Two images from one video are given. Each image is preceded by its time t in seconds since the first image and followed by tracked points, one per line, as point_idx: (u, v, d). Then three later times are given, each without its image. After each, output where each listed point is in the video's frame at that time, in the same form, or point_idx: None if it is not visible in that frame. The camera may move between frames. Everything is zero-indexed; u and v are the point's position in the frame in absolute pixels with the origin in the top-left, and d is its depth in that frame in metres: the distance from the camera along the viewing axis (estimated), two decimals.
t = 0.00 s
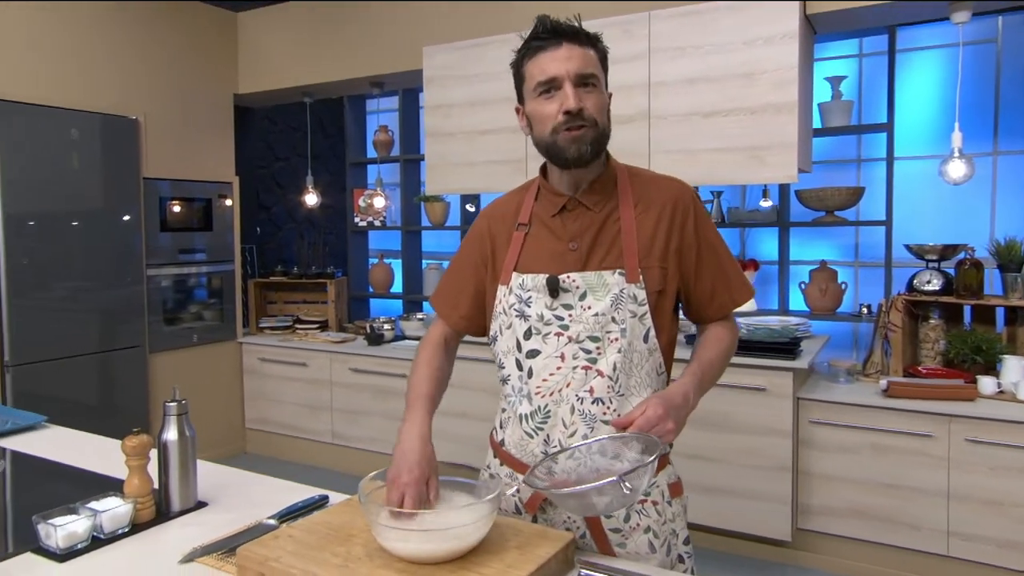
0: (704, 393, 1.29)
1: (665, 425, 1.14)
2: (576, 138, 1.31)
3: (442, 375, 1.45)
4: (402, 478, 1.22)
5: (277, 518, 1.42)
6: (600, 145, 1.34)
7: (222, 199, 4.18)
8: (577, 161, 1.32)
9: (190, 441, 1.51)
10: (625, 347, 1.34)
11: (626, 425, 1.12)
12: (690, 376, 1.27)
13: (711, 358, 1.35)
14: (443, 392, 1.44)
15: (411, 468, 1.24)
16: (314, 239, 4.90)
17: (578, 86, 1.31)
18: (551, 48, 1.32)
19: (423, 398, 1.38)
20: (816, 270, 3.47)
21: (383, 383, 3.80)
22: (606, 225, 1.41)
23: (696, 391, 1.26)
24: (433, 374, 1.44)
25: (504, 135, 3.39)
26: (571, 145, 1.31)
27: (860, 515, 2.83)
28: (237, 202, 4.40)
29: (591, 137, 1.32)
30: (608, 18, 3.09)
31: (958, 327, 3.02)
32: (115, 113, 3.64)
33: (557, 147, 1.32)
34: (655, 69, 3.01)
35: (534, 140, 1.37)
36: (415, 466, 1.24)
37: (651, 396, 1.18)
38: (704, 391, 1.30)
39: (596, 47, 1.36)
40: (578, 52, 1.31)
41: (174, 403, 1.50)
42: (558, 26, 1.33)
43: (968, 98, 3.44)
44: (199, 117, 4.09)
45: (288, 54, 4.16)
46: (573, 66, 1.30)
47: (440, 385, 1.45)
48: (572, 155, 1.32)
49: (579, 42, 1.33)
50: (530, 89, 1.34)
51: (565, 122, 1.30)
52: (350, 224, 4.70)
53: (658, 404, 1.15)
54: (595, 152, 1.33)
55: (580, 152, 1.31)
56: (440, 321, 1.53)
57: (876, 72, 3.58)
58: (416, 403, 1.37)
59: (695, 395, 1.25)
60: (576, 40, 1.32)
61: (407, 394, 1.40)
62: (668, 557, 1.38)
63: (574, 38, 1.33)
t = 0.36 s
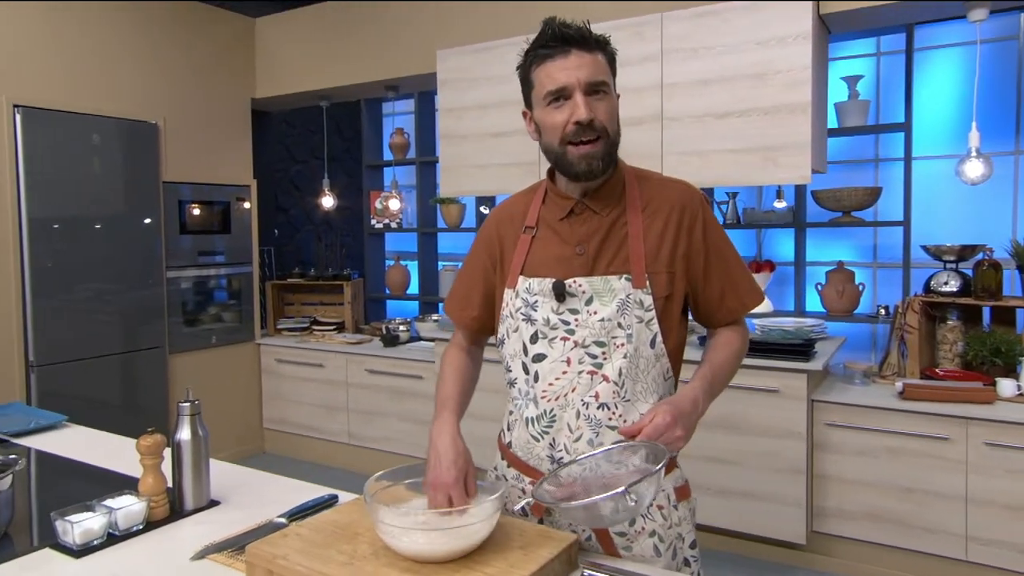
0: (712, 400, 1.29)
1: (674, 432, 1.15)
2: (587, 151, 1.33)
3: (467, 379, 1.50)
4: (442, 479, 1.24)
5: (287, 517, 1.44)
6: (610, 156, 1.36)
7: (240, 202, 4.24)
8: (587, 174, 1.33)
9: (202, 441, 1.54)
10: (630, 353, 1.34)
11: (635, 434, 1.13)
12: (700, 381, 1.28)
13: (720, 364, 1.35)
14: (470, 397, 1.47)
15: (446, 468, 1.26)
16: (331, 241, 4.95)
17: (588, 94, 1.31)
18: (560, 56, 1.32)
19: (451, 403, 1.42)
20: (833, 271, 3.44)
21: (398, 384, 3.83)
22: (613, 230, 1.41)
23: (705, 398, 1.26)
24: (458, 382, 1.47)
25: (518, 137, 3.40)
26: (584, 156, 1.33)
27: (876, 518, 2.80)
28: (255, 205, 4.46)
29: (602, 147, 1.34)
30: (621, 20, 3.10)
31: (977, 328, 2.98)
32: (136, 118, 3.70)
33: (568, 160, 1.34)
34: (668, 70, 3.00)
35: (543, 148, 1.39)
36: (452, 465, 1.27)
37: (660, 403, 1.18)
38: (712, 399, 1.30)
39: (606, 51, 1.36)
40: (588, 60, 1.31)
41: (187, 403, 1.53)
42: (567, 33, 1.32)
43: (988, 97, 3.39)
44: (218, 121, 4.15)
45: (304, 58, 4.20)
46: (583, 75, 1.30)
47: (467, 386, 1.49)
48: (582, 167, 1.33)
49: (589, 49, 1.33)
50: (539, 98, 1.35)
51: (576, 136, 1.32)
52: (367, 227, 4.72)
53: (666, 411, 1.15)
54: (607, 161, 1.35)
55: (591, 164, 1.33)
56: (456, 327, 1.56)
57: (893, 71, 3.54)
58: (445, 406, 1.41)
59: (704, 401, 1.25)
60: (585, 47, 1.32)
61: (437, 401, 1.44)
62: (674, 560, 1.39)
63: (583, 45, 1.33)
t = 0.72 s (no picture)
0: (715, 404, 1.28)
1: (667, 431, 1.14)
2: (593, 149, 1.34)
3: (491, 389, 1.50)
4: (437, 479, 1.25)
5: (296, 515, 1.47)
6: (617, 154, 1.36)
7: (257, 205, 4.29)
8: (593, 172, 1.35)
9: (214, 440, 1.57)
10: (636, 356, 1.35)
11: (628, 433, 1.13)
12: (703, 384, 1.28)
13: (727, 369, 1.35)
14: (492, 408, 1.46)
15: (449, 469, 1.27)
16: (346, 244, 4.99)
17: (593, 93, 1.33)
18: (566, 56, 1.34)
19: (471, 412, 1.43)
20: (848, 273, 3.42)
21: (412, 385, 3.85)
22: (622, 233, 1.42)
23: (706, 401, 1.25)
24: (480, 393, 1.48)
25: (529, 139, 3.42)
26: (589, 155, 1.34)
27: (890, 521, 2.78)
28: (271, 208, 4.51)
29: (608, 145, 1.34)
30: (632, 22, 3.10)
31: (994, 330, 2.94)
32: (154, 123, 3.76)
33: (574, 158, 1.35)
34: (679, 72, 3.00)
35: (550, 148, 1.40)
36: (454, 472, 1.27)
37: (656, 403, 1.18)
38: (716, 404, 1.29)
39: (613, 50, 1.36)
40: (594, 59, 1.32)
41: (200, 403, 1.55)
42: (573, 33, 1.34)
43: (1005, 97, 3.35)
44: (235, 126, 4.21)
45: (318, 63, 4.25)
46: (587, 74, 1.32)
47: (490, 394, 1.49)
48: (588, 166, 1.35)
49: (594, 49, 1.34)
50: (546, 98, 1.36)
51: (582, 133, 1.33)
52: (382, 229, 4.75)
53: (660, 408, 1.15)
54: (614, 161, 1.36)
55: (596, 163, 1.34)
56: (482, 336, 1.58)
57: (909, 71, 3.52)
58: (464, 415, 1.42)
59: (705, 403, 1.24)
60: (590, 47, 1.33)
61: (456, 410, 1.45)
62: (679, 565, 1.38)
63: (589, 45, 1.34)
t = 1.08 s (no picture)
0: (720, 405, 1.28)
1: (673, 430, 1.15)
2: (599, 148, 1.35)
3: (489, 397, 1.48)
4: (434, 484, 1.26)
5: (303, 514, 1.48)
6: (622, 153, 1.37)
7: (268, 208, 4.33)
8: (597, 171, 1.36)
9: (222, 440, 1.58)
10: (640, 355, 1.36)
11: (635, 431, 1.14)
12: (707, 385, 1.28)
13: (732, 369, 1.35)
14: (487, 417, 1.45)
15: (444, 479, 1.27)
16: (357, 247, 5.01)
17: (597, 95, 1.34)
18: (571, 59, 1.35)
19: (465, 419, 1.42)
20: (858, 275, 3.40)
21: (421, 387, 3.87)
22: (627, 234, 1.43)
23: (711, 402, 1.26)
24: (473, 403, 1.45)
25: (538, 142, 3.44)
26: (594, 156, 1.35)
27: (899, 524, 2.76)
28: (282, 211, 4.55)
29: (613, 146, 1.36)
30: (640, 24, 3.11)
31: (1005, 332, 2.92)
32: (167, 127, 3.80)
33: (579, 158, 1.37)
34: (687, 74, 3.01)
35: (556, 150, 1.42)
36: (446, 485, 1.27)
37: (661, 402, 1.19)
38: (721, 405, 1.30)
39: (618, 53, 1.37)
40: (598, 61, 1.33)
41: (208, 404, 1.57)
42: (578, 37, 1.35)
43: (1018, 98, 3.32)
44: (248, 130, 4.25)
45: (328, 67, 4.28)
46: (592, 77, 1.33)
47: (490, 401, 1.48)
48: (592, 166, 1.36)
49: (599, 52, 1.35)
50: (551, 100, 1.37)
51: (587, 133, 1.34)
52: (392, 232, 4.77)
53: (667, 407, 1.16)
54: (618, 162, 1.37)
55: (601, 162, 1.35)
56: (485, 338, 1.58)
57: (920, 72, 3.50)
58: (458, 424, 1.41)
59: (709, 404, 1.25)
60: (594, 50, 1.34)
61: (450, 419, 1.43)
62: (682, 564, 1.38)
63: (593, 49, 1.35)
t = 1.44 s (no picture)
0: (712, 406, 1.29)
1: (663, 428, 1.16)
2: (570, 176, 1.35)
3: (480, 384, 1.51)
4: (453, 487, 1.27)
5: (306, 514, 1.50)
6: (602, 176, 1.36)
7: (274, 210, 4.35)
8: (573, 197, 1.37)
9: (226, 440, 1.60)
10: (637, 354, 1.37)
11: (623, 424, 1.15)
12: (700, 382, 1.29)
13: (726, 369, 1.36)
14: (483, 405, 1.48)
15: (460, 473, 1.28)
16: (362, 249, 5.03)
17: (567, 125, 1.32)
18: (543, 88, 1.33)
19: (466, 410, 1.44)
20: (864, 276, 3.39)
21: (427, 388, 3.88)
22: (625, 235, 1.44)
23: (704, 402, 1.26)
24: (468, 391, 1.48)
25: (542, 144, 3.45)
26: (570, 183, 1.36)
27: (904, 525, 2.76)
28: (288, 213, 4.58)
29: (588, 172, 1.34)
30: (644, 26, 3.12)
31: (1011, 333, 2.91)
32: (173, 130, 3.83)
33: (558, 182, 1.38)
34: (691, 76, 3.01)
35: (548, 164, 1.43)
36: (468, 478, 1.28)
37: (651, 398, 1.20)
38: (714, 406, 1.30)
39: (595, 73, 1.31)
40: (564, 92, 1.29)
41: (212, 404, 1.59)
42: (550, 64, 1.32)
43: None
44: (254, 132, 4.28)
45: (334, 70, 4.30)
46: (559, 108, 1.30)
47: (483, 387, 1.52)
48: (568, 192, 1.37)
49: (570, 78, 1.30)
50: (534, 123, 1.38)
51: (560, 162, 1.34)
52: (398, 234, 4.78)
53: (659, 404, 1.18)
54: (598, 184, 1.36)
55: (573, 190, 1.36)
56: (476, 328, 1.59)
57: (925, 73, 3.49)
58: (460, 415, 1.43)
59: (701, 401, 1.26)
60: (563, 78, 1.30)
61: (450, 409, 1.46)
62: (679, 562, 1.40)
63: (562, 76, 1.31)
